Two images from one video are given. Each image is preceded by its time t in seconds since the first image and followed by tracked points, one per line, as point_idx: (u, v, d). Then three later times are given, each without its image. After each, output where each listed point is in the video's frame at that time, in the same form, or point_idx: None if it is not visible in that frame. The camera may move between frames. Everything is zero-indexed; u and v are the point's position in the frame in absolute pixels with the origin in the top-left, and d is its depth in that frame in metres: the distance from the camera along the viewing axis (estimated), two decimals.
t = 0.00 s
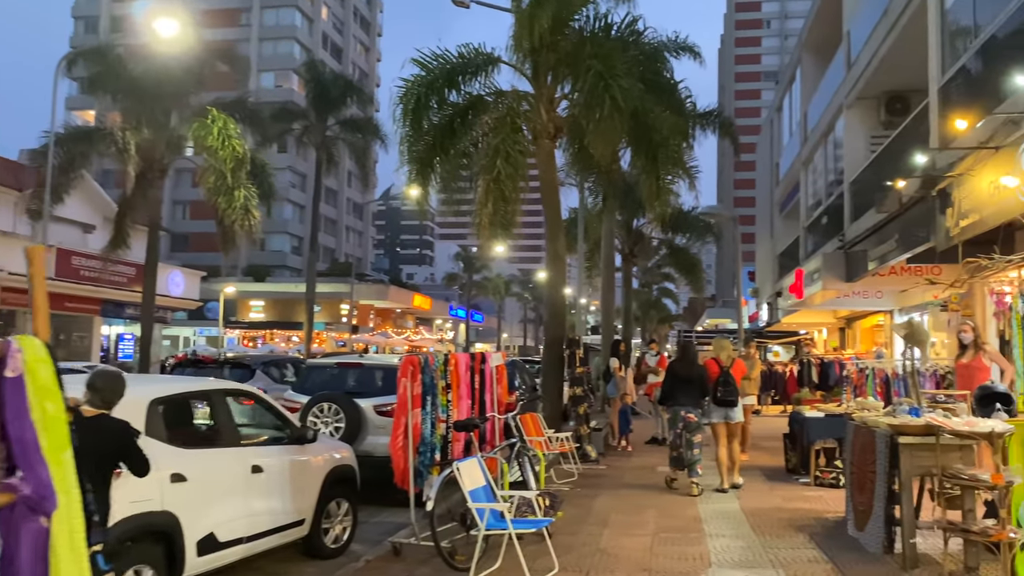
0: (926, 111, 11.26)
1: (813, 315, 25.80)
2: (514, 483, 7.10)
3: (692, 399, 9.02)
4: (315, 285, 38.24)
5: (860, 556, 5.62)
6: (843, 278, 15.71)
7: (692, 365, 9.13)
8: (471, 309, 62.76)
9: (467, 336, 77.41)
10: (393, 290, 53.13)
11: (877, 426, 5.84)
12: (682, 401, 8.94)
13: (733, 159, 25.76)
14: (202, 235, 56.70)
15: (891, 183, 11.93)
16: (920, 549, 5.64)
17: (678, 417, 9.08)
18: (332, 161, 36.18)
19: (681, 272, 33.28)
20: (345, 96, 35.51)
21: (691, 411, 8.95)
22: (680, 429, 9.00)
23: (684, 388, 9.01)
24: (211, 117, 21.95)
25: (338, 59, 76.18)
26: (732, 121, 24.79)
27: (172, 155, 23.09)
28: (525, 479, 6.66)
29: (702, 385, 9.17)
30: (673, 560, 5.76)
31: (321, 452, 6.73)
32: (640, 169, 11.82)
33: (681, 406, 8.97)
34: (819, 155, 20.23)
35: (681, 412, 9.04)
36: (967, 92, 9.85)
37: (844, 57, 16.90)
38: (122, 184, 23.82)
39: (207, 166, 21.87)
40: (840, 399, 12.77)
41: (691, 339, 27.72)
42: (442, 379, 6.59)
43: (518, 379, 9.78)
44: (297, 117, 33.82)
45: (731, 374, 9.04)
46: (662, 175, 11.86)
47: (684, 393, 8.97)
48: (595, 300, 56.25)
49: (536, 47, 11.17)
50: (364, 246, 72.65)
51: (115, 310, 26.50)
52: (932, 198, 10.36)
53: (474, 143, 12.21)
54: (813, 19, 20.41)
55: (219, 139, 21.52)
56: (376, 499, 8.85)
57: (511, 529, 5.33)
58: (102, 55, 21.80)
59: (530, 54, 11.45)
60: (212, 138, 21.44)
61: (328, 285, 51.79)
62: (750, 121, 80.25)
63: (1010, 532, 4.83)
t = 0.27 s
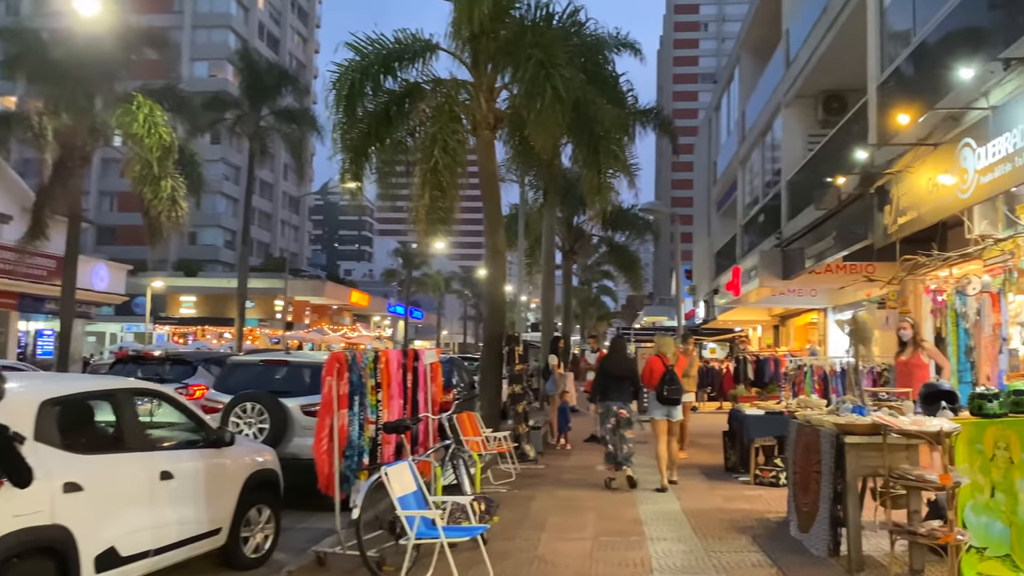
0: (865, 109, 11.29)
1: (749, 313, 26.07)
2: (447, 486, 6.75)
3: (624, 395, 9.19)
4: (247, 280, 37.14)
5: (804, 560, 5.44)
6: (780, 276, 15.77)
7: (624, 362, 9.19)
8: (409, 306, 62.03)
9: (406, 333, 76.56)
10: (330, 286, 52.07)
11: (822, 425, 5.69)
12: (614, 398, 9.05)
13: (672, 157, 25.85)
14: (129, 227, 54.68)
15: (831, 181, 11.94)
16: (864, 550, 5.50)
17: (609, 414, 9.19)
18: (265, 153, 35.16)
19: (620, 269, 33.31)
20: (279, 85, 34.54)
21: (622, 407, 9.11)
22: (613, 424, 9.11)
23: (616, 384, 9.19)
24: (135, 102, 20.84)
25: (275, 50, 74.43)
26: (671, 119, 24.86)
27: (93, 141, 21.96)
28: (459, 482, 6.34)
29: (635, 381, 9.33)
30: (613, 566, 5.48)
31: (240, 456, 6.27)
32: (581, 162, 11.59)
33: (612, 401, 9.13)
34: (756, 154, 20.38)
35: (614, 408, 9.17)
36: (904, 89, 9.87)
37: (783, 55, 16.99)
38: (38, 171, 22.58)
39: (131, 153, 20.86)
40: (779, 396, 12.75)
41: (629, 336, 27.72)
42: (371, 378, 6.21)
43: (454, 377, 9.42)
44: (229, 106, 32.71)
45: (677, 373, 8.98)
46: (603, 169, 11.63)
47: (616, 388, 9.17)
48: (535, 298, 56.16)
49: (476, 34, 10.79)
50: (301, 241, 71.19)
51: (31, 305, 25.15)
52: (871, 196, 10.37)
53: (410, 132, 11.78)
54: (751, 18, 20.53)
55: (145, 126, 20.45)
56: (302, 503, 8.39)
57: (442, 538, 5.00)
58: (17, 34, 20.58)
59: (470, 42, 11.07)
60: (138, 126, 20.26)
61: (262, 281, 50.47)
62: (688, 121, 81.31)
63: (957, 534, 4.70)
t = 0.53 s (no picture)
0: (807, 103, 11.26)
1: (687, 308, 26.21)
2: (379, 488, 6.38)
3: (561, 388, 8.98)
4: (176, 273, 35.85)
5: (752, 561, 5.26)
6: (719, 271, 15.76)
7: (558, 356, 9.03)
8: (347, 301, 60.97)
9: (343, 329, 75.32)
10: (265, 281, 50.77)
11: (770, 421, 5.51)
12: (553, 393, 8.82)
13: (612, 152, 25.80)
14: (52, 218, 52.39)
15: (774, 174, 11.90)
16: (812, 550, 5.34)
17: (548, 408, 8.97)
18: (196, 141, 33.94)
19: (561, 265, 33.20)
20: (212, 72, 33.38)
21: (562, 401, 8.94)
22: (553, 418, 8.94)
23: (552, 378, 8.95)
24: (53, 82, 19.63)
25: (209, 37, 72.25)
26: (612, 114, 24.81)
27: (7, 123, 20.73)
28: (392, 484, 5.99)
29: (571, 374, 9.14)
30: (554, 571, 5.20)
31: (153, 458, 5.78)
32: (524, 154, 11.29)
33: (551, 396, 8.90)
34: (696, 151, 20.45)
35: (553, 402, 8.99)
36: (845, 82, 9.85)
37: (724, 51, 17.04)
38: None
39: (50, 137, 19.75)
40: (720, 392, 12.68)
41: (569, 332, 27.61)
42: (298, 374, 5.81)
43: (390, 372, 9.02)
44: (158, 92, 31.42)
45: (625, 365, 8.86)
46: (546, 159, 11.36)
47: (553, 382, 8.91)
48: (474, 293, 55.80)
49: (415, 16, 10.39)
50: (235, 234, 69.42)
51: None
52: (812, 190, 10.35)
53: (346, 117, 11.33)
54: (693, 14, 20.53)
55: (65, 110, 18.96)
56: (227, 506, 7.90)
57: (373, 544, 4.64)
58: None
59: (408, 24, 10.65)
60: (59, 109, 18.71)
61: (193, 274, 48.91)
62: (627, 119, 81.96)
63: (909, 533, 4.57)
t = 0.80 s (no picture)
0: (755, 95, 11.18)
1: (631, 303, 26.23)
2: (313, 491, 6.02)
3: (501, 383, 8.82)
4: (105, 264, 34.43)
5: (706, 563, 5.07)
6: (664, 265, 15.66)
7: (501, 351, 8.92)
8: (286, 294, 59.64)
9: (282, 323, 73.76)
10: (200, 273, 49.26)
11: (724, 417, 5.32)
12: (491, 386, 8.67)
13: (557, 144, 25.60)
14: None
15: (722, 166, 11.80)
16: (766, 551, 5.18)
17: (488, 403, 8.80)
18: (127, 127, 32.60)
19: (505, 258, 32.90)
20: (143, 55, 32.07)
21: (502, 396, 8.76)
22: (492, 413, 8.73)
23: (492, 371, 8.79)
24: None
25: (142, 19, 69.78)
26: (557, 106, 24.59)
27: None
28: (328, 487, 5.65)
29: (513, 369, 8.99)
30: None
31: (64, 462, 5.31)
32: (469, 141, 10.95)
33: (490, 390, 8.73)
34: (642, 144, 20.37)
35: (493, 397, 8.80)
36: (793, 74, 9.76)
37: (670, 43, 16.94)
38: None
39: None
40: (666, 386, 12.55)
41: (512, 326, 27.39)
42: (225, 370, 5.41)
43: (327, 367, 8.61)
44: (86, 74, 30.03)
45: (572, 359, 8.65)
46: (492, 145, 11.04)
47: (493, 375, 8.76)
48: (416, 286, 55.07)
49: None
50: (168, 225, 67.28)
51: None
52: (758, 182, 10.28)
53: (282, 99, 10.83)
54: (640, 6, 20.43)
55: None
56: (150, 511, 7.41)
57: (305, 554, 4.28)
58: None
59: (349, 4, 10.19)
60: None
61: (124, 266, 47.16)
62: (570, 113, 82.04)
63: (870, 533, 4.42)
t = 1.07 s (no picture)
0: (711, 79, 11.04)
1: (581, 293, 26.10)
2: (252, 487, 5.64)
3: (447, 370, 8.57)
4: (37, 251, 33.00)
5: (668, 558, 4.86)
6: (616, 253, 15.50)
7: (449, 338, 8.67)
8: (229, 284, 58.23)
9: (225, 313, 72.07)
10: (138, 261, 47.69)
11: (687, 406, 5.11)
12: (435, 372, 8.44)
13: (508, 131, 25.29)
14: None
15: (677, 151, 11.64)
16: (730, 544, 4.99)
17: (433, 391, 8.56)
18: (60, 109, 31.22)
19: (454, 247, 32.52)
20: (77, 33, 30.73)
21: (447, 383, 8.49)
22: (436, 402, 8.46)
23: (437, 358, 8.55)
24: None
25: None
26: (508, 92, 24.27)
27: None
28: (267, 482, 5.28)
29: (460, 357, 8.74)
30: None
31: None
32: (419, 121, 10.61)
33: (435, 376, 8.49)
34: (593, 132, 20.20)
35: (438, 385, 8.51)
36: (749, 58, 9.62)
37: (623, 29, 16.77)
38: None
39: None
40: (620, 375, 12.38)
41: (461, 316, 27.05)
42: (155, 357, 5.01)
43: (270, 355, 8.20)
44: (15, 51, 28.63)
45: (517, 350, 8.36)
46: (443, 126, 10.74)
47: (438, 362, 8.53)
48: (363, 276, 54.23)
49: None
50: (105, 212, 65.06)
51: None
52: (713, 168, 10.16)
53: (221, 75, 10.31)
54: None
55: None
56: (76, 509, 6.93)
57: (240, 557, 3.92)
58: None
59: None
60: None
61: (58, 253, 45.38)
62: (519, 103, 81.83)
63: (840, 526, 4.24)
